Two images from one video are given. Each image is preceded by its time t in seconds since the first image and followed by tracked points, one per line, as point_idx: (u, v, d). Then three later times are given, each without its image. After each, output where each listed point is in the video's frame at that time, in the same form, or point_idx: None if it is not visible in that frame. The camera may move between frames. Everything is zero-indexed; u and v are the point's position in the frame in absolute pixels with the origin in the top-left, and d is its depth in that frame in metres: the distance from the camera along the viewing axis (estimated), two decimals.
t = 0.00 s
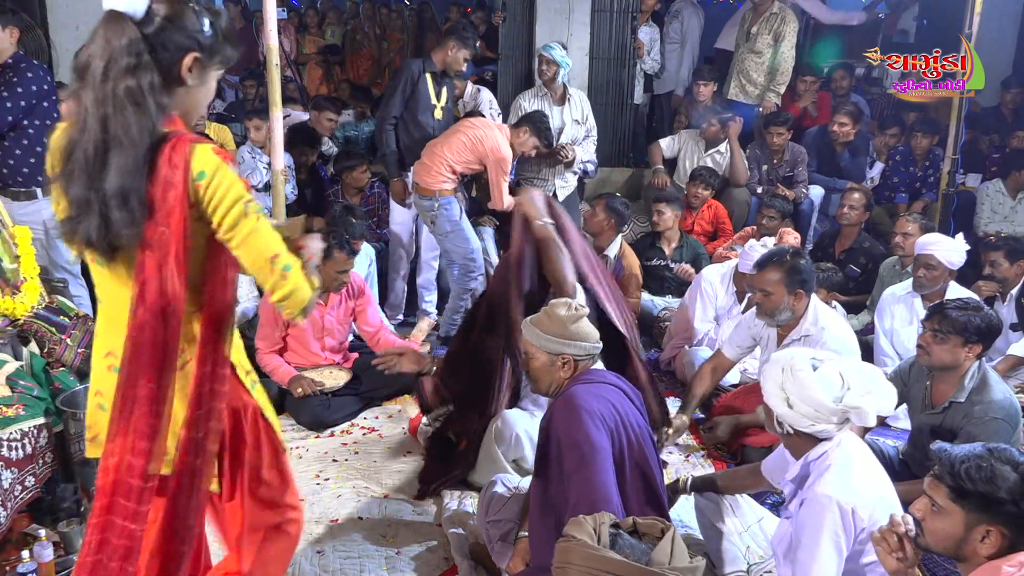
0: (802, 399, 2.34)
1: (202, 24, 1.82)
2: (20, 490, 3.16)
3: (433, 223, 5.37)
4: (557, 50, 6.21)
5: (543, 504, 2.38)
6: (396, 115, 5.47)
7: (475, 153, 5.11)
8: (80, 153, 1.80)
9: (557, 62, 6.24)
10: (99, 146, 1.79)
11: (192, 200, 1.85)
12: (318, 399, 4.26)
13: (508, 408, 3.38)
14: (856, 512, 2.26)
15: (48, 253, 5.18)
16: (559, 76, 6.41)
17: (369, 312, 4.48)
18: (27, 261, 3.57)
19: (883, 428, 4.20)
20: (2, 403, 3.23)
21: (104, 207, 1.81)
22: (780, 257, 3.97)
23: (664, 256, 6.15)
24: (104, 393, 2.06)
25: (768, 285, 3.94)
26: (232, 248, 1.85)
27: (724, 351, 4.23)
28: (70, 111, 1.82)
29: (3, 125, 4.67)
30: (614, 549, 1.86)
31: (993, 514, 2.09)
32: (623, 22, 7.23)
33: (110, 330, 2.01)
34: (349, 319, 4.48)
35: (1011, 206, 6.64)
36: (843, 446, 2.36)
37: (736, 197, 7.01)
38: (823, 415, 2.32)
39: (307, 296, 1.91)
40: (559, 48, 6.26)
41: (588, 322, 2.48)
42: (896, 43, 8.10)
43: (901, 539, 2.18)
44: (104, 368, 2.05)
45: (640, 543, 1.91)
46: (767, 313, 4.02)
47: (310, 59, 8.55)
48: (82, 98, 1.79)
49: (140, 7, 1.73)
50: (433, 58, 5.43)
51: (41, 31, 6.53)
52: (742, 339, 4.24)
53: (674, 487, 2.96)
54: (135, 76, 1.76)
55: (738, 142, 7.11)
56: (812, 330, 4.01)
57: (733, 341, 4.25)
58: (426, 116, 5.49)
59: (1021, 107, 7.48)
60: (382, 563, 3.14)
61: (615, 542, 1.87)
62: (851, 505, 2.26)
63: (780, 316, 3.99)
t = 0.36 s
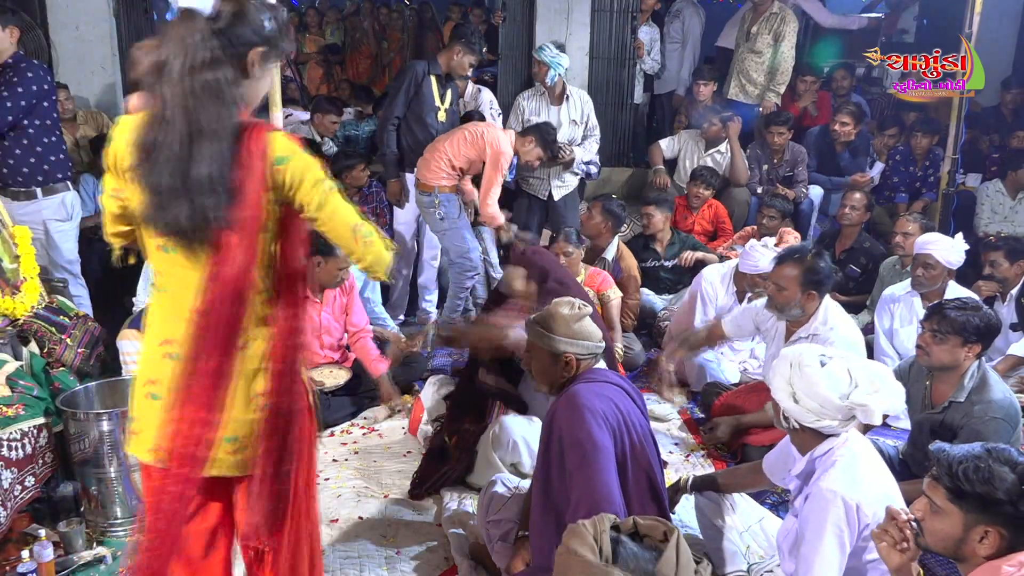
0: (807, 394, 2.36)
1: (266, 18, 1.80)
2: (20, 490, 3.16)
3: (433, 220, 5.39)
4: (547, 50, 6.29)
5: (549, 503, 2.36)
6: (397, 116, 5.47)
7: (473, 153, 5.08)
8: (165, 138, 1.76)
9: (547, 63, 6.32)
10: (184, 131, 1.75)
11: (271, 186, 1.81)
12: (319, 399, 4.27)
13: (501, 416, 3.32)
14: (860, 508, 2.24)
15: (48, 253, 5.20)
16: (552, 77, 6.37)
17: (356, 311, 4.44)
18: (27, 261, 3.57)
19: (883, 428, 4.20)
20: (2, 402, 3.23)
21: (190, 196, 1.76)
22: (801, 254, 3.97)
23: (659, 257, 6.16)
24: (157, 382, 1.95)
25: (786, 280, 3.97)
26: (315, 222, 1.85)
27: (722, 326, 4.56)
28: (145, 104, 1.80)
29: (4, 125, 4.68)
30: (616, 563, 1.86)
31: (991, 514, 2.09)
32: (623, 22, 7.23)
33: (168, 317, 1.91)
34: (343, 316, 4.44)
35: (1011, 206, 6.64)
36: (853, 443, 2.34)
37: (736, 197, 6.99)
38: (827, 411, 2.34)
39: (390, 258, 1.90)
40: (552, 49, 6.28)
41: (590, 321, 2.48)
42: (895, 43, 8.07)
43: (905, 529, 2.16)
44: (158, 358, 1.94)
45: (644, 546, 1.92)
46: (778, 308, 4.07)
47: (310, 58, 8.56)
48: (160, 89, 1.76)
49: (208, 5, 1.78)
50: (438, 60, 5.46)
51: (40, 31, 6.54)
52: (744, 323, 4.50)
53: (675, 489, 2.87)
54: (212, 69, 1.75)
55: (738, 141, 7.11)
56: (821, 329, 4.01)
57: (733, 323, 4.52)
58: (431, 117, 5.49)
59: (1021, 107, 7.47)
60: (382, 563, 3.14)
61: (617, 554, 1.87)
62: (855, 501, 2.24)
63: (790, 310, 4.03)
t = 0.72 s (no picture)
0: (797, 391, 2.38)
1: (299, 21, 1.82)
2: (20, 490, 3.15)
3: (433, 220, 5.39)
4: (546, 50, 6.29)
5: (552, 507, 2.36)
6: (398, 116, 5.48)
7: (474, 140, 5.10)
8: (207, 136, 1.73)
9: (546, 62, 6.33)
10: (229, 129, 1.73)
11: (310, 184, 1.88)
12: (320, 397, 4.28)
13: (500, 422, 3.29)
14: (856, 508, 2.24)
15: (48, 253, 5.20)
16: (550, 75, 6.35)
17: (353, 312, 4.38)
18: (27, 261, 3.57)
19: (883, 427, 4.20)
20: (2, 402, 3.23)
21: (238, 193, 1.76)
22: (809, 248, 3.97)
23: (649, 263, 6.18)
24: (193, 381, 1.97)
25: (793, 276, 3.98)
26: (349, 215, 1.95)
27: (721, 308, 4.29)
28: (183, 103, 1.76)
29: (4, 124, 4.68)
30: None
31: (991, 514, 2.09)
32: (623, 21, 7.23)
33: (202, 317, 1.94)
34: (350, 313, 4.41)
35: (1011, 206, 6.64)
36: (853, 443, 2.33)
37: (737, 196, 6.99)
38: (814, 408, 2.35)
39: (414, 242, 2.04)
40: (551, 48, 6.29)
41: (590, 321, 2.47)
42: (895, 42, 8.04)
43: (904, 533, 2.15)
44: (190, 357, 1.96)
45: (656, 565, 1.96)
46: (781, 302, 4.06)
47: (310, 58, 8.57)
48: (196, 90, 1.74)
49: (244, 7, 1.74)
50: (439, 60, 5.46)
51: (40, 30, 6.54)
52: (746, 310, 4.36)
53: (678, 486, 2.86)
54: (253, 67, 1.75)
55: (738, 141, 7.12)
56: (825, 327, 4.03)
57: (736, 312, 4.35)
58: (433, 116, 5.50)
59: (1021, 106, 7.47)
60: (382, 563, 3.14)
61: None
62: (851, 501, 2.23)
63: (794, 307, 4.04)
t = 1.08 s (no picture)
0: (793, 389, 2.39)
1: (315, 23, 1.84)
2: (20, 490, 3.15)
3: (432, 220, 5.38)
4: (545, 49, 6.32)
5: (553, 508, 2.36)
6: (399, 115, 5.48)
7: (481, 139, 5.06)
8: (222, 136, 1.73)
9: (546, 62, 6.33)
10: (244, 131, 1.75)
11: (326, 183, 1.91)
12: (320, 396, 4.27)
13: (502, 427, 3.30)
14: (851, 504, 2.25)
15: (48, 253, 5.20)
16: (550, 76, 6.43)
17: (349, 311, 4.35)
18: (27, 261, 3.57)
19: (883, 427, 4.20)
20: (2, 402, 3.23)
21: (252, 191, 1.77)
22: (811, 246, 3.99)
23: (653, 262, 6.18)
24: (210, 381, 2.01)
25: (794, 273, 3.98)
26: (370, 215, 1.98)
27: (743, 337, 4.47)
28: (199, 102, 1.77)
29: (4, 124, 4.67)
30: None
31: (990, 514, 2.08)
32: (623, 21, 7.23)
33: (219, 317, 1.98)
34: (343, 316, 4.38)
35: (1011, 205, 6.64)
36: (852, 439, 2.36)
37: (736, 195, 6.97)
38: (809, 405, 2.35)
39: (441, 240, 2.07)
40: (550, 48, 6.29)
41: (589, 321, 2.47)
42: (895, 42, 8.05)
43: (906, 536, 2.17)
44: (207, 358, 2.01)
45: None
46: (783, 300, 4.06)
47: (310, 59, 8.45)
48: (212, 90, 1.75)
49: (262, 7, 1.77)
50: (438, 59, 5.46)
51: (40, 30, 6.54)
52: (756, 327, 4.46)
53: (678, 488, 2.87)
54: (270, 67, 1.76)
55: (738, 141, 7.13)
56: (825, 325, 4.02)
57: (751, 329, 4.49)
58: (434, 116, 5.49)
59: (1021, 106, 7.47)
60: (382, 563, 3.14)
61: None
62: (846, 499, 2.24)
63: (796, 303, 4.03)
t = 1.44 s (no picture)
0: (781, 378, 2.41)
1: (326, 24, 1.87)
2: (22, 488, 3.15)
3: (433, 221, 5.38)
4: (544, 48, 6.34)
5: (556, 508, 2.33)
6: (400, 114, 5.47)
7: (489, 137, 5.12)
8: (238, 135, 1.74)
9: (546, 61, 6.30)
10: (259, 129, 1.76)
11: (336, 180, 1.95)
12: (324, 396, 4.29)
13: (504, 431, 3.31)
14: (840, 495, 2.25)
15: (50, 251, 5.20)
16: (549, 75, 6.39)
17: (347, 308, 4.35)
18: (29, 259, 3.60)
19: (884, 426, 4.20)
20: (3, 400, 3.22)
21: (266, 184, 1.78)
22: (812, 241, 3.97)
23: (665, 258, 6.17)
24: (213, 379, 2.03)
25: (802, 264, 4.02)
26: (378, 213, 2.02)
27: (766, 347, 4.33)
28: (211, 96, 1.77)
29: (5, 123, 4.67)
30: None
31: (992, 515, 2.08)
32: (624, 20, 7.23)
33: (223, 316, 1.99)
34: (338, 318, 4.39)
35: (1012, 205, 6.64)
36: (848, 433, 2.34)
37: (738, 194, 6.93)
38: (798, 397, 2.36)
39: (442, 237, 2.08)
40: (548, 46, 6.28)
41: (592, 320, 2.47)
42: (897, 41, 8.05)
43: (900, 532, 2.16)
44: (210, 355, 2.02)
45: None
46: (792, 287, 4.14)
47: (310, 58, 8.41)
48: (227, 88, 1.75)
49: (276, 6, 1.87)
50: (439, 57, 5.46)
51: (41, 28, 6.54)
52: (772, 330, 4.37)
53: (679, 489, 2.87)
54: (284, 64, 1.77)
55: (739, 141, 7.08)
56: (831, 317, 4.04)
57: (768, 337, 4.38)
58: (434, 115, 5.49)
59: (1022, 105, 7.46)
60: (382, 561, 3.15)
61: None
62: (834, 488, 2.25)
63: (803, 292, 4.08)
